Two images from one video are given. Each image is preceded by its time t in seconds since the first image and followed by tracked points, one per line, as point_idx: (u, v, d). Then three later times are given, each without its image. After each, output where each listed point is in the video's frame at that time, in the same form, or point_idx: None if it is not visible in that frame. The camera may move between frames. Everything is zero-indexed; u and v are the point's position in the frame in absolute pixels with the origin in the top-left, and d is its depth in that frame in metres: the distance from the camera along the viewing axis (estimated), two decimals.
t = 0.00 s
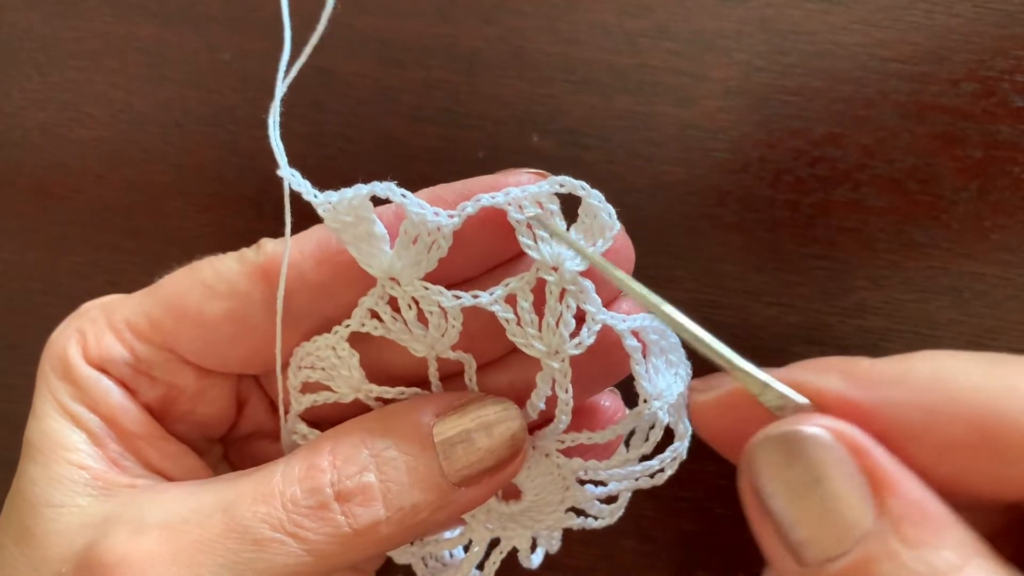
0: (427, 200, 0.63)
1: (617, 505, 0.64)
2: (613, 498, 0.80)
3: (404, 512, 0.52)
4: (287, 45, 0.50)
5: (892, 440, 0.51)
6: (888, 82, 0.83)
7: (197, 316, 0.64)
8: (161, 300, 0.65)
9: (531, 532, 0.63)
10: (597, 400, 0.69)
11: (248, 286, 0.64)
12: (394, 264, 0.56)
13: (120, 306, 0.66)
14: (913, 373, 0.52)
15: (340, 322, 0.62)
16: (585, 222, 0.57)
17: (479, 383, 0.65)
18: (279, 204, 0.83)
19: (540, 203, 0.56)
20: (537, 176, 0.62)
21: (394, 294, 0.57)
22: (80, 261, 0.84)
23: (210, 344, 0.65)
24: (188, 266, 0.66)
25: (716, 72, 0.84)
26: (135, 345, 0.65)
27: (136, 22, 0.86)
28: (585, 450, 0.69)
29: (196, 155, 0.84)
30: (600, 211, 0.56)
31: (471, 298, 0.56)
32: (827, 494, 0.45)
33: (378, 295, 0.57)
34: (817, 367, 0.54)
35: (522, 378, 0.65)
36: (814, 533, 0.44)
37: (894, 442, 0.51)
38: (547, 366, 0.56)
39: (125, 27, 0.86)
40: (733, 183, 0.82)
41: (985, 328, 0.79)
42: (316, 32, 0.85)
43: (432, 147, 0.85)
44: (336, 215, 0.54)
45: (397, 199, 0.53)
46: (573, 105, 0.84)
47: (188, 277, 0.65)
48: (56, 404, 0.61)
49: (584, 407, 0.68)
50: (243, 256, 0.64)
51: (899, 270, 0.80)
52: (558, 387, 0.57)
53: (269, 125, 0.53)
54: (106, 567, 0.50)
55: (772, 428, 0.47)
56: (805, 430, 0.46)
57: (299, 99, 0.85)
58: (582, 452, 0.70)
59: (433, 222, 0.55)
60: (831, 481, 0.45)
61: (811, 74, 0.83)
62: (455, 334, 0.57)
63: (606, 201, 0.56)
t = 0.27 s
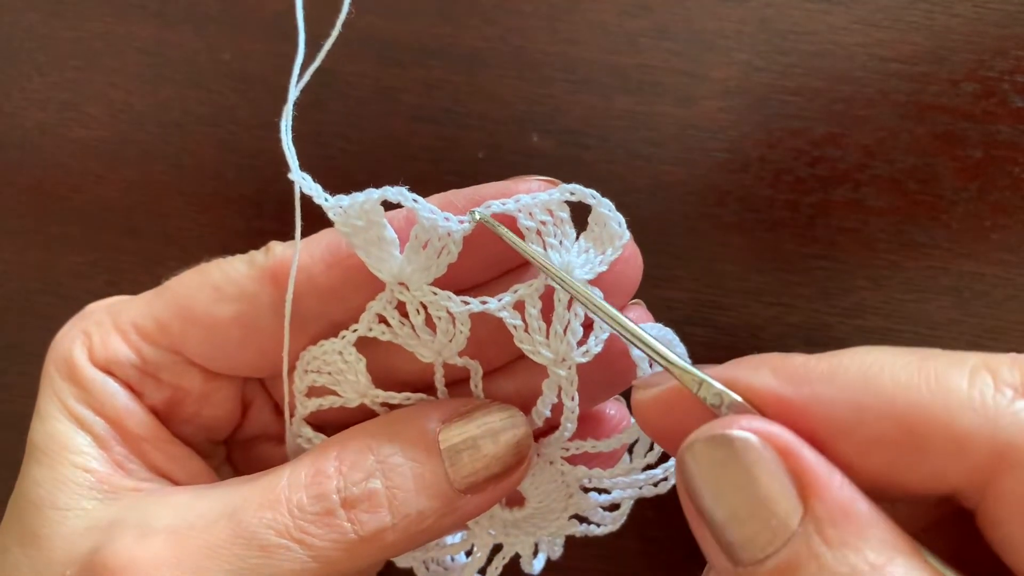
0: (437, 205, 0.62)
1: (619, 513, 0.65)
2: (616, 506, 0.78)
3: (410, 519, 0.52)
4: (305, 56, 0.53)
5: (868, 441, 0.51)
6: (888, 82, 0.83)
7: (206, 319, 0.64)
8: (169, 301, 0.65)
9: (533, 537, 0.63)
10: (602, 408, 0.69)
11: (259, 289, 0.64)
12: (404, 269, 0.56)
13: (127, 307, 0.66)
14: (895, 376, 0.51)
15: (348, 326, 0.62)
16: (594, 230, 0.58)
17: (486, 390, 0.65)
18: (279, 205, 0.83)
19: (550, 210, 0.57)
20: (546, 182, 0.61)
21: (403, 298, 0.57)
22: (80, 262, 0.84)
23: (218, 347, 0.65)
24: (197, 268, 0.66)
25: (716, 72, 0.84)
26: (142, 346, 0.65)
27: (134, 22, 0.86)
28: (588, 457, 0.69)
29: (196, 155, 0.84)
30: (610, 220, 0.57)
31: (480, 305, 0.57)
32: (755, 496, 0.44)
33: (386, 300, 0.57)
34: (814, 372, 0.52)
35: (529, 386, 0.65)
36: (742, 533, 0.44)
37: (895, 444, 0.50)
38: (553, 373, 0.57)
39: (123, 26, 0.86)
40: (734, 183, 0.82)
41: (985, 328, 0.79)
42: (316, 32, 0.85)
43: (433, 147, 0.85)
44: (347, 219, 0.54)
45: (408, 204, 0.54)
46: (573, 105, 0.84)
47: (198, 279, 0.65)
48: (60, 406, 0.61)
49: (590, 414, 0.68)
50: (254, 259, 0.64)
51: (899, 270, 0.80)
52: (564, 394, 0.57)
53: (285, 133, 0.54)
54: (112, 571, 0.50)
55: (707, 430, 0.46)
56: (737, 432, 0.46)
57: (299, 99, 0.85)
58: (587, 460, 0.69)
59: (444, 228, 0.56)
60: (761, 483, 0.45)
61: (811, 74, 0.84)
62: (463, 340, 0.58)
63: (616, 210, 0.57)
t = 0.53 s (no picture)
0: (440, 204, 0.62)
1: (620, 513, 0.65)
2: (617, 506, 0.74)
3: (411, 519, 0.52)
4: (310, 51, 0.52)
5: (898, 429, 0.51)
6: (888, 82, 0.83)
7: (207, 318, 0.63)
8: (170, 300, 0.64)
9: (534, 537, 0.63)
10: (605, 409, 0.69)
11: (261, 289, 0.63)
12: (407, 268, 0.56)
13: (128, 306, 0.66)
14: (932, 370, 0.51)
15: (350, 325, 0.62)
16: (600, 231, 0.57)
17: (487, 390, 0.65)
18: (279, 205, 0.83)
19: (556, 210, 0.56)
20: (551, 182, 0.61)
21: (406, 297, 0.57)
22: (80, 262, 0.84)
23: (219, 346, 0.65)
24: (200, 266, 0.66)
25: (716, 71, 0.84)
26: (142, 345, 0.64)
27: (134, 22, 0.86)
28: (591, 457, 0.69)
29: (196, 156, 0.84)
30: (616, 222, 0.56)
31: (483, 304, 0.56)
32: (786, 483, 0.44)
33: (389, 299, 0.57)
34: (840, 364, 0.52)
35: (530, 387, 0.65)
36: (770, 519, 0.44)
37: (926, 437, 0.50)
38: (556, 373, 0.56)
39: (122, 26, 0.86)
40: (734, 183, 0.82)
41: (985, 328, 0.79)
42: (316, 32, 0.85)
43: (433, 147, 0.84)
44: (351, 218, 0.54)
45: (412, 203, 0.53)
46: (573, 105, 0.84)
47: (201, 278, 0.64)
48: (62, 406, 0.61)
49: (591, 414, 0.68)
50: (256, 257, 0.64)
51: (899, 270, 0.80)
52: (566, 395, 0.57)
53: (287, 131, 0.53)
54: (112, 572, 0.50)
55: (736, 416, 0.46)
56: (766, 419, 0.45)
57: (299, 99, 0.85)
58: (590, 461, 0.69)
59: (449, 227, 0.55)
60: (792, 470, 0.44)
61: (810, 74, 0.84)
62: (466, 340, 0.57)
63: (622, 212, 0.56)
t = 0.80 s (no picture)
0: (428, 185, 0.63)
1: (616, 513, 0.64)
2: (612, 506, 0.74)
3: (394, 511, 0.52)
4: (311, 44, 0.54)
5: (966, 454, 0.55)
6: (888, 82, 0.82)
7: (201, 299, 0.65)
8: (167, 284, 0.66)
9: (526, 536, 0.63)
10: (594, 403, 0.70)
11: (253, 269, 0.65)
12: (392, 251, 0.56)
13: (124, 296, 0.67)
14: None
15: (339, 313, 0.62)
16: (585, 217, 0.57)
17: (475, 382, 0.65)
18: (278, 204, 0.83)
19: (539, 196, 0.56)
20: (538, 169, 0.62)
21: (390, 280, 0.57)
22: (81, 260, 0.84)
23: (212, 329, 0.66)
24: (196, 253, 0.68)
25: (715, 72, 0.84)
26: (138, 331, 0.65)
27: (136, 22, 0.87)
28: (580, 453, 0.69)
29: (197, 155, 0.85)
30: (599, 209, 0.56)
31: (465, 287, 0.57)
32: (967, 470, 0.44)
33: (375, 283, 0.58)
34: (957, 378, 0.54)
35: (518, 378, 0.65)
36: (966, 509, 0.44)
37: None
38: (536, 360, 0.57)
39: (125, 27, 0.87)
40: (733, 183, 0.82)
41: (985, 328, 0.78)
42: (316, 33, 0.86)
43: (432, 146, 0.85)
44: (340, 200, 0.55)
45: (399, 185, 0.54)
46: (572, 105, 0.84)
47: (197, 261, 0.66)
48: (58, 398, 0.62)
49: (580, 409, 0.69)
50: (249, 239, 0.65)
51: (899, 270, 0.79)
52: (547, 382, 0.57)
53: (285, 119, 0.56)
54: (100, 562, 0.50)
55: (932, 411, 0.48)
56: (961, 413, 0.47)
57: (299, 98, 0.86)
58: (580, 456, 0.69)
59: (433, 209, 0.55)
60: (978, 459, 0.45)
61: (810, 74, 0.83)
62: (448, 324, 0.58)
63: (606, 198, 0.56)
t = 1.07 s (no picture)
0: (422, 181, 0.63)
1: (615, 513, 0.64)
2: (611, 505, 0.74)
3: (390, 508, 0.52)
4: (308, 42, 0.54)
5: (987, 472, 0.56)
6: (888, 82, 0.82)
7: (198, 296, 0.65)
8: (164, 282, 0.66)
9: (524, 535, 0.62)
10: (591, 400, 0.69)
11: (249, 266, 0.65)
12: (387, 248, 0.56)
13: (122, 294, 0.67)
14: (988, 418, 0.56)
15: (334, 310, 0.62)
16: (579, 213, 0.57)
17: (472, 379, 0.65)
18: (278, 204, 0.83)
19: (534, 192, 0.56)
20: (533, 165, 0.63)
21: (386, 278, 0.57)
22: (81, 260, 0.84)
23: (209, 325, 0.66)
24: (193, 250, 0.68)
25: (715, 72, 0.84)
26: (135, 330, 0.65)
27: (137, 22, 0.87)
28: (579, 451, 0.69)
29: (197, 155, 0.85)
30: (594, 204, 0.56)
31: (460, 284, 0.57)
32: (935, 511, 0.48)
33: (371, 281, 0.58)
34: (913, 431, 0.58)
35: (514, 374, 0.65)
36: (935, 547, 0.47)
37: (1008, 481, 0.56)
38: (532, 356, 0.57)
39: (126, 27, 0.87)
40: (733, 183, 0.82)
41: (985, 329, 0.78)
42: (317, 33, 0.86)
43: (432, 146, 0.85)
44: (335, 198, 0.55)
45: (394, 181, 0.54)
46: (572, 105, 0.84)
47: (193, 259, 0.66)
48: (56, 396, 0.62)
49: (578, 405, 0.69)
50: (245, 236, 0.66)
51: (899, 270, 0.79)
52: (543, 379, 0.57)
53: (280, 118, 0.56)
54: (97, 560, 0.50)
55: (892, 466, 0.51)
56: (919, 462, 0.50)
57: (299, 98, 0.86)
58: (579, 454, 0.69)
59: (427, 206, 0.55)
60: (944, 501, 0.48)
61: (811, 74, 0.83)
62: (444, 321, 0.57)
63: (601, 194, 0.56)
